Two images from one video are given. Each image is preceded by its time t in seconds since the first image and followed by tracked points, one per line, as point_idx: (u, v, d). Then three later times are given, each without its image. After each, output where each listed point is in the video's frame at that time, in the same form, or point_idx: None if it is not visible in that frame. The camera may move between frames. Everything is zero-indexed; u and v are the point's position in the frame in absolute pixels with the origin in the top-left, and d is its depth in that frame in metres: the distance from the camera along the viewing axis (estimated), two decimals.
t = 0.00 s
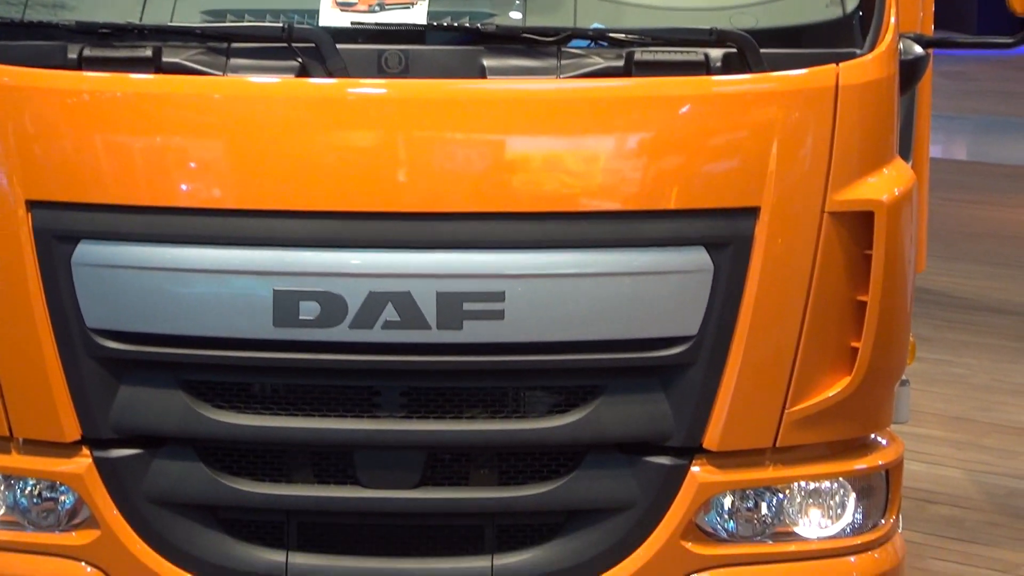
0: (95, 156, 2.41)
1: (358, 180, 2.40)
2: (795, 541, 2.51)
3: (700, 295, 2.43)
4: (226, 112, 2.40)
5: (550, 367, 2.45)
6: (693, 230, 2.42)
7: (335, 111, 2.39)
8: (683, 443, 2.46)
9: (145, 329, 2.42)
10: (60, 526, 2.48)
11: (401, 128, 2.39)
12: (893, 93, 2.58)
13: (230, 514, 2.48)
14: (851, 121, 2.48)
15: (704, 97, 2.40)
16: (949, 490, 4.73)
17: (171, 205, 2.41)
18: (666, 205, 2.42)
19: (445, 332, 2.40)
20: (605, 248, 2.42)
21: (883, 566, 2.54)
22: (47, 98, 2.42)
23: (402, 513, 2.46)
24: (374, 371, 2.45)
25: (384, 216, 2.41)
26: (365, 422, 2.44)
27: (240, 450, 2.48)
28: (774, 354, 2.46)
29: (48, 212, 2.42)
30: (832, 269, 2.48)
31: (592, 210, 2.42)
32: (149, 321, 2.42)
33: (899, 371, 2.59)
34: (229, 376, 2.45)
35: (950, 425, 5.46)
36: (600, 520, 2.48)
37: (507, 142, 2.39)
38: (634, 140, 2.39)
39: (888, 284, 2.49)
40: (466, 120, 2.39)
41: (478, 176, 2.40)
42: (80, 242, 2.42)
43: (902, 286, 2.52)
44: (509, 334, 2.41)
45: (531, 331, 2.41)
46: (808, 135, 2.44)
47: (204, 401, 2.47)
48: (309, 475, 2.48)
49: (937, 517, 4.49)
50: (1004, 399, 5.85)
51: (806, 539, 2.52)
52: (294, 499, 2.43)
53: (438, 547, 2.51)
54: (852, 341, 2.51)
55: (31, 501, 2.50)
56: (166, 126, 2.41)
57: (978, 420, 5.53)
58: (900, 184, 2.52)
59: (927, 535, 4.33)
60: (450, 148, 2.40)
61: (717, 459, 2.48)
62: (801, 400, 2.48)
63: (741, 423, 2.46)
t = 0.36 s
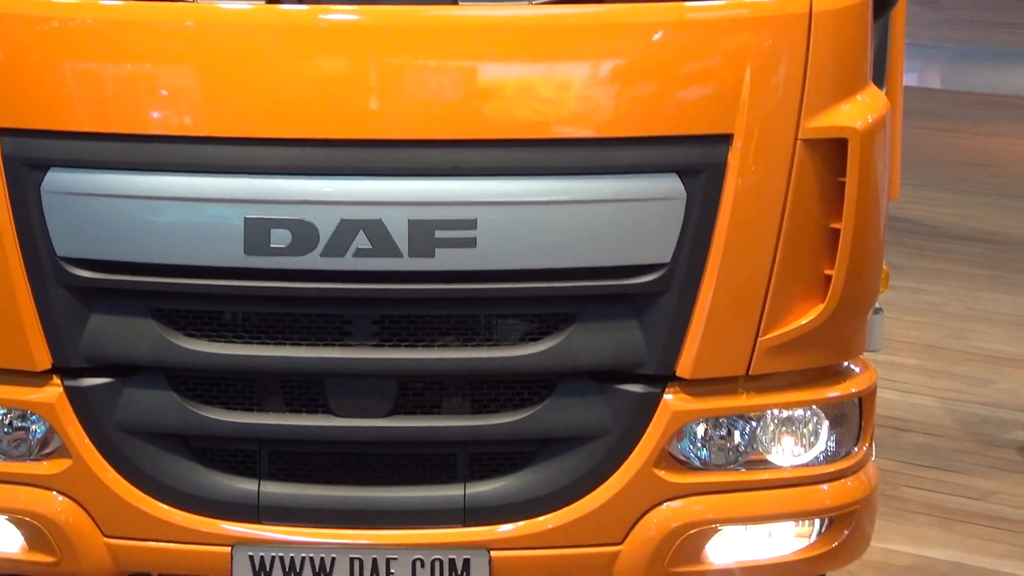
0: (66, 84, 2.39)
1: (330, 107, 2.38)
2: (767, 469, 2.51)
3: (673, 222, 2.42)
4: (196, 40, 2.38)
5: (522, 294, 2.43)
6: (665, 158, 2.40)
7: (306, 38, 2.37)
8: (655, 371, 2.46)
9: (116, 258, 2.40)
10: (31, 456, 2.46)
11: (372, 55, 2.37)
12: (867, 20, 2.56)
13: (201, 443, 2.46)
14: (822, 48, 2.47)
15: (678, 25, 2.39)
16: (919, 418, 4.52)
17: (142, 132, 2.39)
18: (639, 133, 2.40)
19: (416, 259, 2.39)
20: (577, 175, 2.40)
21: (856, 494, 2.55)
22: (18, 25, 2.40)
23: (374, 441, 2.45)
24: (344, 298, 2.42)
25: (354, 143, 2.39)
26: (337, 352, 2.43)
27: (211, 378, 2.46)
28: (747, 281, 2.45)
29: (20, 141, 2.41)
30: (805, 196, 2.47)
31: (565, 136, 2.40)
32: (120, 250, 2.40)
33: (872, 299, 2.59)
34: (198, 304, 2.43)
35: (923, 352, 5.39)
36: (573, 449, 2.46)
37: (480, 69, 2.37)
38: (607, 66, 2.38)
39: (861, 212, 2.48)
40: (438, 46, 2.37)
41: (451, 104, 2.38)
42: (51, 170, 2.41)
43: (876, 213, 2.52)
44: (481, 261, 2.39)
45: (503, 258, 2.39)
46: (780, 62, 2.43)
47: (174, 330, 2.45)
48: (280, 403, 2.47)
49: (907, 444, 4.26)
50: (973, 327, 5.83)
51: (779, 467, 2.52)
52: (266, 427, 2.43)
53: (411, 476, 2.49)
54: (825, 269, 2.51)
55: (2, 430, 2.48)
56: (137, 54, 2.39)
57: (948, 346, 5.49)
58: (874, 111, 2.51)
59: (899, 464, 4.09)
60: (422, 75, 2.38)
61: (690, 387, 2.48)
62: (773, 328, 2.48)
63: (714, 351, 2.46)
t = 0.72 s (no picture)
0: (49, 14, 2.33)
1: (316, 37, 2.33)
2: (756, 400, 2.52)
3: (662, 152, 2.40)
4: None
5: (510, 224, 2.41)
6: (654, 88, 2.37)
7: None
8: (644, 301, 2.45)
9: (103, 190, 2.38)
10: (18, 387, 2.47)
11: None
12: None
13: (189, 374, 2.47)
14: None
15: None
16: (910, 351, 4.51)
17: (127, 63, 2.34)
18: (630, 63, 2.36)
19: (404, 189, 2.37)
20: (567, 105, 2.36)
21: (844, 424, 2.57)
22: None
23: (364, 371, 2.45)
24: (332, 228, 2.41)
25: (340, 73, 2.34)
26: (325, 282, 2.43)
27: (199, 309, 2.45)
28: (735, 212, 2.44)
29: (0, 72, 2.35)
30: (794, 126, 2.45)
31: (554, 66, 2.35)
32: (105, 182, 2.38)
33: (861, 229, 2.59)
34: (185, 235, 2.42)
35: (912, 284, 5.39)
36: (561, 379, 2.46)
37: None
38: None
39: (851, 141, 2.47)
40: None
41: (438, 33, 2.34)
42: (33, 101, 2.37)
43: (865, 143, 2.50)
44: (468, 191, 2.37)
45: (490, 188, 2.37)
46: None
47: (161, 262, 2.44)
48: (267, 334, 2.47)
49: (897, 376, 4.24)
50: (961, 258, 5.84)
51: (767, 397, 2.53)
52: (255, 359, 2.43)
53: (400, 407, 2.49)
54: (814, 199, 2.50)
55: None
56: None
57: (937, 277, 5.49)
58: (863, 40, 2.49)
59: (891, 395, 4.05)
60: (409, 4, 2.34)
61: (679, 318, 2.47)
62: (763, 258, 2.47)
63: (704, 281, 2.45)
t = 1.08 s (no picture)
0: None
1: None
2: (758, 362, 2.51)
3: (663, 113, 2.38)
4: None
5: (511, 187, 2.39)
6: (655, 50, 2.35)
7: None
8: (645, 264, 2.44)
9: (104, 153, 2.37)
10: (19, 352, 2.46)
11: None
12: None
13: (191, 339, 2.46)
14: None
15: None
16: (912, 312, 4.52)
17: (128, 26, 2.32)
18: (631, 24, 2.34)
19: (404, 151, 2.35)
20: (568, 66, 2.34)
21: (847, 387, 2.56)
22: None
23: (366, 334, 2.44)
24: (332, 191, 2.40)
25: (341, 36, 2.33)
26: (326, 245, 2.42)
27: (199, 273, 2.45)
28: (737, 174, 2.43)
29: None
30: (795, 87, 2.43)
31: (554, 28, 2.33)
32: (105, 145, 2.36)
33: (862, 190, 2.57)
34: (185, 199, 2.41)
35: (916, 245, 5.39)
36: (562, 342, 2.45)
37: None
38: None
39: (852, 101, 2.46)
40: None
41: None
42: (32, 64, 2.35)
43: (867, 104, 2.49)
44: (468, 153, 2.36)
45: (491, 150, 2.36)
46: None
47: (162, 226, 2.43)
48: (268, 298, 2.46)
49: (899, 338, 4.25)
50: (964, 220, 5.84)
51: (770, 360, 2.52)
52: (256, 322, 2.42)
53: (402, 371, 2.49)
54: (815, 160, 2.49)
55: None
56: None
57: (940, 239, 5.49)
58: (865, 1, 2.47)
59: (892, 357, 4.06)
60: None
61: (681, 280, 2.47)
62: (764, 220, 2.46)
63: (705, 244, 2.44)
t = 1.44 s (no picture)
0: None
1: (331, 7, 2.32)
2: (775, 370, 2.51)
3: (679, 120, 2.38)
4: None
5: (527, 195, 2.39)
6: (671, 57, 2.35)
7: None
8: (661, 271, 2.43)
9: (120, 162, 2.37)
10: (36, 361, 2.46)
11: None
12: None
13: (207, 347, 2.46)
14: None
15: None
16: (930, 319, 4.51)
17: (145, 35, 2.32)
18: (646, 32, 2.34)
19: (420, 160, 2.35)
20: (584, 74, 2.34)
21: (864, 395, 2.55)
22: None
23: (382, 342, 2.44)
24: (348, 200, 2.39)
25: (357, 44, 2.33)
26: (342, 254, 2.42)
27: (215, 282, 2.45)
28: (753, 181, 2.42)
29: (15, 45, 2.34)
30: (811, 94, 2.43)
31: (570, 35, 2.34)
32: (121, 154, 2.36)
33: (879, 196, 2.57)
34: (201, 207, 2.41)
35: (932, 252, 5.39)
36: (577, 350, 2.45)
37: None
38: None
39: (868, 108, 2.45)
40: None
41: None
42: (49, 73, 2.35)
43: (883, 111, 2.48)
44: (484, 162, 2.35)
45: (507, 159, 2.36)
46: None
47: (178, 234, 2.43)
48: (285, 307, 2.46)
49: (916, 345, 4.25)
50: (981, 225, 5.83)
51: (787, 367, 2.52)
52: (273, 331, 2.42)
53: (418, 379, 2.49)
54: (831, 167, 2.48)
55: (6, 336, 2.47)
56: None
57: (957, 245, 5.48)
58: (881, 8, 2.47)
59: (909, 364, 4.06)
60: None
61: (697, 287, 2.46)
62: (780, 227, 2.46)
63: (721, 251, 2.44)
